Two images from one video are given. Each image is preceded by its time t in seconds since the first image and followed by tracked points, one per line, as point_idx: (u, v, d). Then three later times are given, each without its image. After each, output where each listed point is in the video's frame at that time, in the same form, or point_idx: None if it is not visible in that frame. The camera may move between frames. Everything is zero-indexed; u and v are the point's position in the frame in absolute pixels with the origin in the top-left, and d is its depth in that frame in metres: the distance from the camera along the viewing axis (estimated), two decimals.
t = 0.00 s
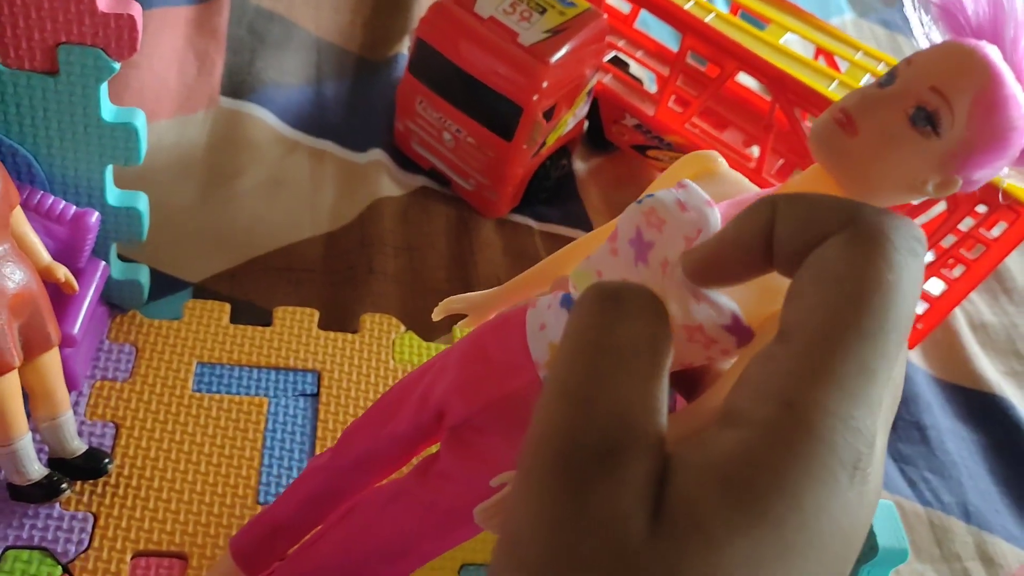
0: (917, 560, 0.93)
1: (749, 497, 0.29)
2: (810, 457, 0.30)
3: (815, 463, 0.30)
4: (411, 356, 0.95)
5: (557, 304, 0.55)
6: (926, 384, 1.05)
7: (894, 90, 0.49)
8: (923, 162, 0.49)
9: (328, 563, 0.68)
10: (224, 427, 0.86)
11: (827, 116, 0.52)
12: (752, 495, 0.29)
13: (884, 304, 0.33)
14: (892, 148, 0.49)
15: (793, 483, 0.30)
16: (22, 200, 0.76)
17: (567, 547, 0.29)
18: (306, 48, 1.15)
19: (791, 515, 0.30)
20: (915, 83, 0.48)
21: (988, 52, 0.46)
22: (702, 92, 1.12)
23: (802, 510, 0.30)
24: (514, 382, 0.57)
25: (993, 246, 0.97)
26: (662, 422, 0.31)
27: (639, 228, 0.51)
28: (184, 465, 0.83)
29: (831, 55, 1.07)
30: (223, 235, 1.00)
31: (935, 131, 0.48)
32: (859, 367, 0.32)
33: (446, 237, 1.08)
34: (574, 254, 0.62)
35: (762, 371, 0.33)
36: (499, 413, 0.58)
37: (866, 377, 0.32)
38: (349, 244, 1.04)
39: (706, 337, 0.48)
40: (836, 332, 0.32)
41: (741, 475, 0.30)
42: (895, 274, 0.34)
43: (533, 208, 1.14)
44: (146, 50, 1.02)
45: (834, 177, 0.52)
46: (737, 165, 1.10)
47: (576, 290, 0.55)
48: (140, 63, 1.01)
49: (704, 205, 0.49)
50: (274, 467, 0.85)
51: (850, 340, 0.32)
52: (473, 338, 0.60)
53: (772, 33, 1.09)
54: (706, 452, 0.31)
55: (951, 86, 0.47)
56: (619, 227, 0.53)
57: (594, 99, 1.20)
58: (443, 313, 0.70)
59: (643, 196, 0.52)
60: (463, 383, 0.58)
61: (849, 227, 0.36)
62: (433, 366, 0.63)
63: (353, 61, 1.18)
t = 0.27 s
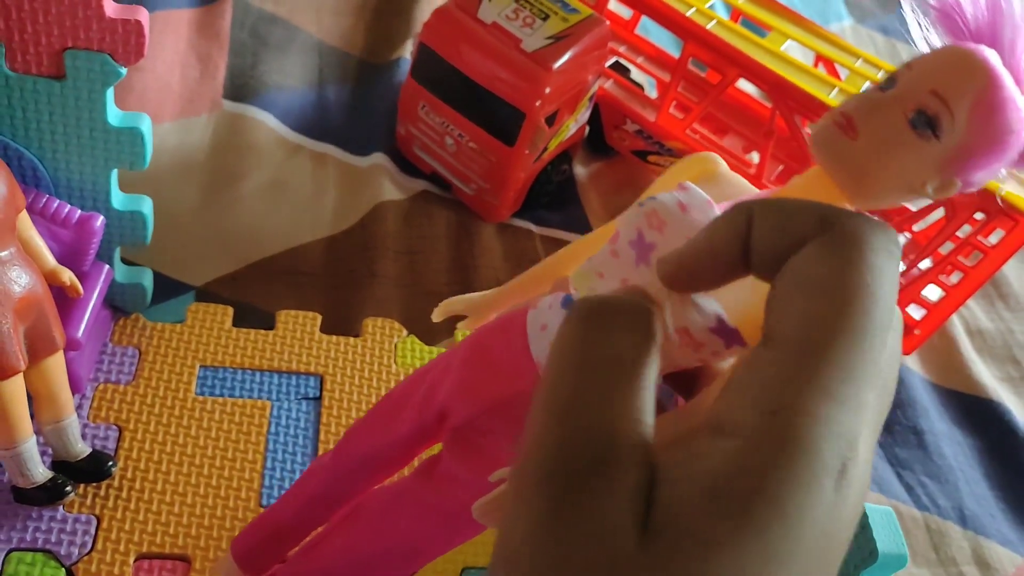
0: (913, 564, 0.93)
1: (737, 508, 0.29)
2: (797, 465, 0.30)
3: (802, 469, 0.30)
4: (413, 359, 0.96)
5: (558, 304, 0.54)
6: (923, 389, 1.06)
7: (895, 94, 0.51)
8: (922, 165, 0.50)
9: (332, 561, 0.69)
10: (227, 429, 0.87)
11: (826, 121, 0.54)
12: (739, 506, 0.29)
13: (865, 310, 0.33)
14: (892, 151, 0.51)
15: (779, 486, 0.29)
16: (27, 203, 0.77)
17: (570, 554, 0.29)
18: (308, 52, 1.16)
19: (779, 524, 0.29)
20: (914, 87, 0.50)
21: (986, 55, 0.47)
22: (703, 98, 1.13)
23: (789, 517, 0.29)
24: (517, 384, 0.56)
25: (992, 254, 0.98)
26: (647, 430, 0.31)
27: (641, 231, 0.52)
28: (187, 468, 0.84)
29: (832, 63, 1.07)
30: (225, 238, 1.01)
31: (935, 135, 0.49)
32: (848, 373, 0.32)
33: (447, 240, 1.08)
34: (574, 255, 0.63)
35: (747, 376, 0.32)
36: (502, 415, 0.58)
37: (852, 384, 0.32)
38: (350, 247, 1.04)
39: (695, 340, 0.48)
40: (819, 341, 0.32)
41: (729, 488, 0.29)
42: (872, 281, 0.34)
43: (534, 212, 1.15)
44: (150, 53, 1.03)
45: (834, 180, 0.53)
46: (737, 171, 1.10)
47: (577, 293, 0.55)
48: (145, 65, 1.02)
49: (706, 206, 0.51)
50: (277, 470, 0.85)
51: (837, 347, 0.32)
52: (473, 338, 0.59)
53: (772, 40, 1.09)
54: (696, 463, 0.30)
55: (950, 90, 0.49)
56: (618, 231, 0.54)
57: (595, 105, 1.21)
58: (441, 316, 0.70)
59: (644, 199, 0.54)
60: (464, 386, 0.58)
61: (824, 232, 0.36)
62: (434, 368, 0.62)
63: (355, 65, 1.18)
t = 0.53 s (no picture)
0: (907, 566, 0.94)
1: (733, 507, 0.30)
2: (791, 475, 0.31)
3: (795, 478, 0.31)
4: (409, 360, 0.96)
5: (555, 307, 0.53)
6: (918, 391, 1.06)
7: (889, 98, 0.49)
8: (919, 170, 0.48)
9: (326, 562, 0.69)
10: (223, 429, 0.87)
11: (827, 122, 0.52)
12: (727, 508, 0.30)
13: (902, 347, 0.33)
14: (887, 156, 0.49)
15: (771, 493, 0.30)
16: (24, 202, 0.77)
17: (569, 556, 0.29)
18: (305, 52, 1.16)
19: (770, 530, 0.30)
20: (910, 90, 0.48)
21: (984, 61, 0.45)
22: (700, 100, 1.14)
23: (781, 524, 0.31)
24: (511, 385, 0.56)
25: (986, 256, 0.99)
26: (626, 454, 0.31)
27: (637, 231, 0.49)
28: (183, 468, 0.84)
29: (828, 66, 1.08)
30: (221, 238, 1.01)
31: (931, 139, 0.47)
32: (871, 408, 0.33)
33: (443, 241, 1.09)
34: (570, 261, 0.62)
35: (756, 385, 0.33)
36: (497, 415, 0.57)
37: (860, 406, 0.32)
38: (347, 247, 1.04)
39: (703, 341, 0.47)
40: (849, 361, 0.33)
41: (720, 494, 0.30)
42: (926, 323, 0.34)
43: (531, 213, 1.15)
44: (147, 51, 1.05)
45: (833, 183, 0.52)
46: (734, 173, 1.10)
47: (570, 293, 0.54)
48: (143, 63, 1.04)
49: (707, 208, 0.47)
50: (273, 470, 0.85)
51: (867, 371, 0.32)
52: (469, 338, 0.59)
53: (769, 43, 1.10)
54: (693, 465, 0.31)
55: (947, 94, 0.46)
56: (615, 232, 0.50)
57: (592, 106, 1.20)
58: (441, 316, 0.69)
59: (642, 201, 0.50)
60: (460, 387, 0.58)
61: (893, 264, 0.35)
62: (432, 369, 0.62)
63: (353, 65, 1.18)
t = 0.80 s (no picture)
0: (901, 564, 0.94)
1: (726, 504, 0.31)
2: (782, 470, 0.32)
3: (788, 473, 0.32)
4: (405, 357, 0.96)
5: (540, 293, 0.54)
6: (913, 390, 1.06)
7: (864, 74, 0.49)
8: (894, 144, 0.48)
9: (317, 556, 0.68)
10: (219, 427, 0.87)
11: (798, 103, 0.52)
12: (719, 501, 0.31)
13: (886, 337, 0.34)
14: (863, 131, 0.49)
15: (765, 489, 0.31)
16: (20, 199, 0.77)
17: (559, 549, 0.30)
18: (301, 50, 1.16)
19: (764, 525, 0.31)
20: (884, 65, 0.48)
21: (956, 34, 0.46)
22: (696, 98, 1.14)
23: (774, 517, 0.31)
24: (498, 372, 0.57)
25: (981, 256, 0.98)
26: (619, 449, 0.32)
27: (616, 213, 0.49)
28: (178, 465, 0.84)
29: (824, 65, 1.08)
30: (218, 235, 1.01)
31: (906, 112, 0.47)
32: (858, 400, 0.33)
33: (440, 239, 1.09)
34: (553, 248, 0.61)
35: (752, 382, 0.34)
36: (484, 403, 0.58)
37: (849, 399, 0.33)
38: (343, 245, 1.04)
39: (683, 322, 0.48)
40: (839, 353, 0.34)
41: (713, 486, 0.31)
42: (910, 311, 0.35)
43: (527, 212, 1.15)
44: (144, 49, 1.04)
45: (810, 162, 0.52)
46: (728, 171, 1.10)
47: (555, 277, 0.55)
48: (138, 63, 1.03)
49: (683, 186, 0.48)
50: (268, 467, 0.85)
51: (858, 362, 0.34)
52: (458, 327, 0.60)
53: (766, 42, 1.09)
54: (689, 459, 0.33)
55: (920, 67, 0.46)
56: (595, 215, 0.51)
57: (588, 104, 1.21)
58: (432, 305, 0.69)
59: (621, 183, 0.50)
60: (447, 374, 0.59)
61: (873, 251, 0.36)
62: (420, 358, 0.63)
63: (349, 63, 1.18)
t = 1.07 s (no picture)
0: (902, 563, 0.94)
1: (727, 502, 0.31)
2: (789, 470, 0.32)
3: (794, 473, 0.32)
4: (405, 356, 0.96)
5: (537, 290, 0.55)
6: (914, 390, 1.06)
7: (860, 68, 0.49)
8: (892, 138, 0.48)
9: (313, 556, 0.68)
10: (219, 426, 0.87)
11: (794, 98, 0.52)
12: (724, 502, 0.31)
13: (883, 326, 0.34)
14: (859, 125, 0.49)
15: (768, 490, 0.31)
16: (20, 197, 0.77)
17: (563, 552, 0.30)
18: (301, 49, 1.16)
19: (770, 523, 0.31)
20: (882, 60, 0.48)
21: (953, 29, 0.46)
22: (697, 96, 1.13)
23: (778, 517, 0.31)
24: (494, 367, 0.57)
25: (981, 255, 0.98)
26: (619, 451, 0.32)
27: (612, 209, 0.49)
28: (179, 464, 0.84)
29: (824, 63, 1.08)
30: (218, 234, 1.00)
31: (902, 106, 0.47)
32: (856, 394, 0.33)
33: (440, 238, 1.09)
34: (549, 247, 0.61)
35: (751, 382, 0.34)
36: (480, 399, 0.58)
37: (853, 391, 0.33)
38: (343, 244, 1.04)
39: (680, 317, 0.48)
40: (834, 350, 0.34)
41: (718, 487, 0.31)
42: (903, 301, 0.35)
43: (527, 210, 1.15)
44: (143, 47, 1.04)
45: (808, 157, 0.52)
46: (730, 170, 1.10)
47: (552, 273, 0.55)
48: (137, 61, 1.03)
49: (681, 183, 0.47)
50: (268, 465, 0.85)
51: (855, 357, 0.33)
52: (456, 325, 0.60)
53: (766, 40, 1.09)
54: (688, 465, 0.32)
55: (918, 62, 0.46)
56: (590, 211, 0.50)
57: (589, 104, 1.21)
58: (429, 302, 0.68)
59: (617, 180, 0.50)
60: (443, 370, 0.59)
61: (867, 244, 0.36)
62: (417, 355, 0.63)
63: (349, 62, 1.18)
